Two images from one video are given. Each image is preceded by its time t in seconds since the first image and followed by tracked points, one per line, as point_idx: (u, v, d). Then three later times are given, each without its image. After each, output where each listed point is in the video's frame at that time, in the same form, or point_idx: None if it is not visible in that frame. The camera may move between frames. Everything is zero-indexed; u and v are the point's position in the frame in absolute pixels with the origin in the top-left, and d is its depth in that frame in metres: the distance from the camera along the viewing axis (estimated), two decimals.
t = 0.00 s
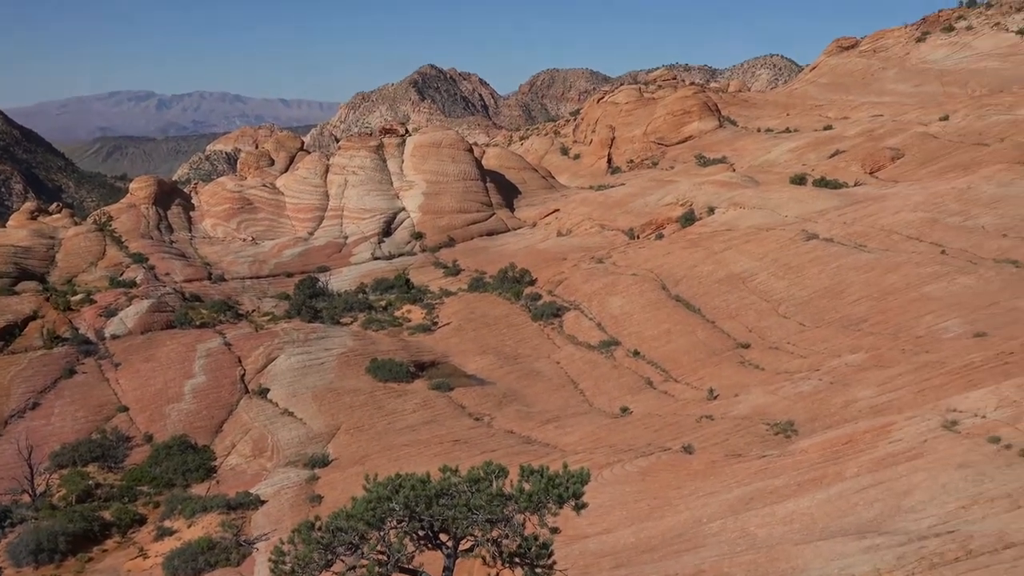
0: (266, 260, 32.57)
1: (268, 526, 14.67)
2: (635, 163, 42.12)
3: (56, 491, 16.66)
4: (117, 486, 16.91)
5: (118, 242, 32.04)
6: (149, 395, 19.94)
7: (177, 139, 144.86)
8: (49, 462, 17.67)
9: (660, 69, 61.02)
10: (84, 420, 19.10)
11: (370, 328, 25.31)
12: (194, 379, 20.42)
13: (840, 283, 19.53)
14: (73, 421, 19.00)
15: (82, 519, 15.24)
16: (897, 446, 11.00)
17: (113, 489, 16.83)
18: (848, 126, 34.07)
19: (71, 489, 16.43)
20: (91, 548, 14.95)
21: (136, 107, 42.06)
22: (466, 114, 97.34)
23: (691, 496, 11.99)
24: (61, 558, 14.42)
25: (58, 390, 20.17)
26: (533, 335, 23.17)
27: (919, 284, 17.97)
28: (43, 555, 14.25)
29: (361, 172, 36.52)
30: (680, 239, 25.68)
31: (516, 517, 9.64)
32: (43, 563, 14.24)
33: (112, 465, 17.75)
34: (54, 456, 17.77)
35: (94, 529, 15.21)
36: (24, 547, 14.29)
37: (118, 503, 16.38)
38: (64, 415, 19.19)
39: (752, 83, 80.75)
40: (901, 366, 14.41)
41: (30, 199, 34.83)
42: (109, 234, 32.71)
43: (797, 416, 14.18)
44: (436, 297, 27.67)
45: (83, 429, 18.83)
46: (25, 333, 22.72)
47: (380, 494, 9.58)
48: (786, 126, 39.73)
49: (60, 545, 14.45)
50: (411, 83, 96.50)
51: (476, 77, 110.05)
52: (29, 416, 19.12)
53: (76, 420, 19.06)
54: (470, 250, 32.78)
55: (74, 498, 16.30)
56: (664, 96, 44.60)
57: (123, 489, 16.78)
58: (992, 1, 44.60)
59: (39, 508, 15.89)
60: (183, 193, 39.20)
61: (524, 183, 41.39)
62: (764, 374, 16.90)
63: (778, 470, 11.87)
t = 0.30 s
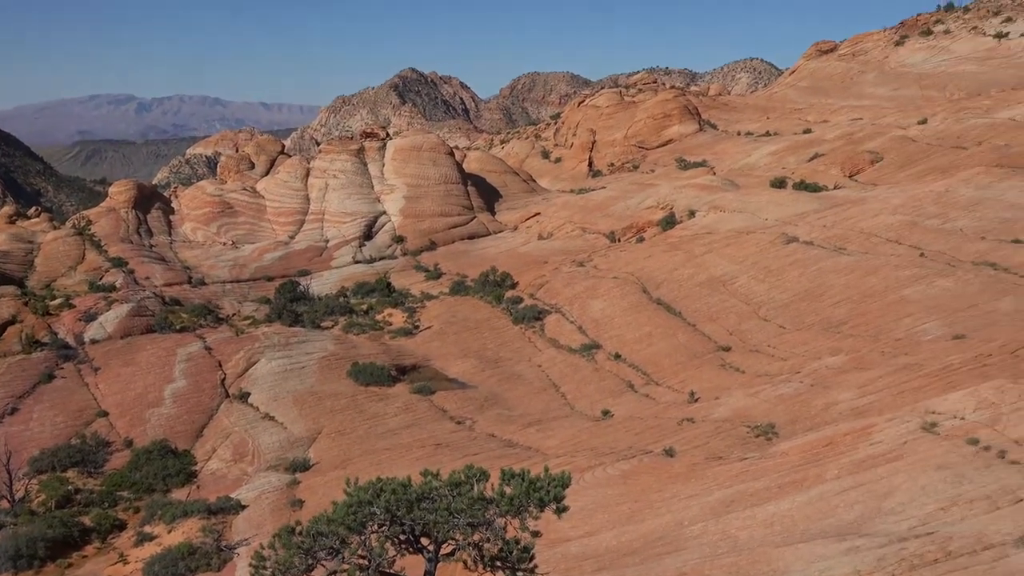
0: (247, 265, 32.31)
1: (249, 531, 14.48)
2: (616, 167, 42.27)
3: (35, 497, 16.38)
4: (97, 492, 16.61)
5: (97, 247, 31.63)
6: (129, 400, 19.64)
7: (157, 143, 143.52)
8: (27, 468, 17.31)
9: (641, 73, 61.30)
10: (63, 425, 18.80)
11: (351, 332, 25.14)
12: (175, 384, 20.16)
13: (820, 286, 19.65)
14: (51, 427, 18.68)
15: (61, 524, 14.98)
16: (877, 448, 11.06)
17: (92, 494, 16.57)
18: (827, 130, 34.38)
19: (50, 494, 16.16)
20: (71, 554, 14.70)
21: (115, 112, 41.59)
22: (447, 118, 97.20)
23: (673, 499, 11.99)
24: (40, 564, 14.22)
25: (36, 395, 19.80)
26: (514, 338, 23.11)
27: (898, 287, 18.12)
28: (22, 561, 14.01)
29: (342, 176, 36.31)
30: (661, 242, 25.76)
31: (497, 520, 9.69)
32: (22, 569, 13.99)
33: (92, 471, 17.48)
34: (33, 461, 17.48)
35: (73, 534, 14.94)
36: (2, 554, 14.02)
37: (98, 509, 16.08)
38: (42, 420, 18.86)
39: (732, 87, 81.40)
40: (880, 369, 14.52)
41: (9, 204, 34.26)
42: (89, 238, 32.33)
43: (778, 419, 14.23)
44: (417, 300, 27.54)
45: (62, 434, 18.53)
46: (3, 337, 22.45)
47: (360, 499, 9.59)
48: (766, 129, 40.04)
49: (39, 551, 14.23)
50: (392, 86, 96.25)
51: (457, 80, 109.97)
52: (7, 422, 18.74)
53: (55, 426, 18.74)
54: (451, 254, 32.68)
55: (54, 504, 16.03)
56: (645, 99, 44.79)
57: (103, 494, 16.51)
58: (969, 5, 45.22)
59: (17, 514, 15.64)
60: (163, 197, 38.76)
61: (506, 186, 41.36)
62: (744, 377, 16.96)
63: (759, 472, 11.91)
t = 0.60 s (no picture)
0: (227, 269, 32.02)
1: (229, 536, 14.27)
2: (597, 171, 42.40)
3: (13, 503, 16.04)
4: (76, 497, 16.34)
5: (76, 251, 31.22)
6: (109, 405, 19.34)
7: (136, 147, 141.92)
8: (5, 474, 16.97)
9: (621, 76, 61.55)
10: (41, 431, 18.46)
11: (332, 336, 24.95)
12: (154, 389, 19.88)
13: (799, 289, 19.79)
14: (29, 432, 18.34)
15: (40, 531, 14.74)
16: (857, 450, 11.14)
17: (71, 500, 16.27)
18: (806, 134, 34.71)
19: (28, 500, 15.84)
20: (50, 560, 14.45)
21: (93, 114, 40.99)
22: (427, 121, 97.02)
23: (654, 502, 11.98)
24: (19, 570, 13.93)
25: (14, 400, 19.42)
26: (495, 342, 23.05)
27: (877, 290, 18.29)
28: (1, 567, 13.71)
29: (323, 179, 36.08)
30: (641, 246, 25.83)
31: (477, 525, 9.77)
32: None
33: (71, 476, 17.18)
34: (11, 467, 17.12)
35: (52, 540, 14.70)
36: None
37: (77, 515, 15.82)
38: (20, 425, 18.51)
39: (712, 91, 82.02)
40: (859, 371, 14.62)
41: None
42: (67, 242, 31.90)
43: (759, 422, 14.29)
44: (398, 304, 27.40)
45: (40, 440, 18.18)
46: None
47: (341, 503, 9.57)
48: (746, 133, 40.35)
49: (18, 557, 13.97)
50: (372, 90, 95.91)
51: (438, 84, 109.80)
52: None
53: (33, 431, 18.40)
54: (432, 258, 32.56)
55: (32, 510, 15.70)
56: (625, 103, 44.94)
57: (82, 500, 16.23)
58: (945, 10, 45.78)
59: None
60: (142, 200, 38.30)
61: (486, 190, 41.30)
62: (725, 380, 17.02)
63: (739, 475, 11.94)
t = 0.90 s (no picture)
0: (207, 273, 31.71)
1: (209, 542, 14.08)
2: (577, 174, 42.52)
3: None
4: (54, 503, 16.10)
5: (54, 255, 30.95)
6: (88, 410, 19.04)
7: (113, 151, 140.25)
8: None
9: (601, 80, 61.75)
10: (18, 436, 18.12)
11: (312, 340, 24.73)
12: (134, 394, 19.59)
13: (779, 293, 19.91)
14: (7, 438, 18.00)
15: (17, 537, 14.53)
16: (836, 453, 11.20)
17: (50, 506, 16.02)
18: (785, 138, 35.03)
19: (6, 507, 15.57)
20: (27, 567, 14.27)
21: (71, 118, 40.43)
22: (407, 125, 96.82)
23: (634, 506, 11.97)
24: None
25: None
26: (476, 346, 22.96)
27: (856, 293, 18.45)
28: None
29: (303, 183, 35.83)
30: (622, 249, 25.89)
31: (458, 529, 9.75)
32: None
33: (50, 482, 16.94)
34: None
35: (30, 547, 14.50)
36: None
37: (55, 521, 15.59)
38: None
39: (691, 95, 82.62)
40: (838, 374, 14.72)
41: None
42: (46, 247, 31.56)
43: (739, 425, 14.33)
44: (378, 308, 27.25)
45: (17, 446, 17.86)
46: None
47: (321, 508, 9.53)
48: (725, 137, 40.66)
49: None
50: (352, 94, 95.50)
51: (418, 88, 109.59)
52: None
53: (10, 437, 18.05)
54: (413, 261, 32.42)
55: (10, 516, 15.45)
56: (605, 107, 45.09)
57: (60, 505, 15.98)
58: (923, 15, 46.24)
59: None
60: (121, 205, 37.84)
61: (467, 194, 41.23)
62: (705, 383, 17.06)
63: (719, 477, 11.97)
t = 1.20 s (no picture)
0: (186, 277, 31.36)
1: (188, 547, 13.86)
2: (557, 178, 42.61)
3: None
4: (32, 509, 15.78)
5: (31, 260, 30.62)
6: (65, 415, 18.72)
7: (91, 154, 138.44)
8: None
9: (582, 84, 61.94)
10: None
11: (291, 345, 24.50)
12: (112, 399, 19.29)
13: (758, 296, 20.02)
14: None
15: None
16: (815, 455, 11.26)
17: (27, 512, 15.71)
18: (764, 141, 35.31)
19: None
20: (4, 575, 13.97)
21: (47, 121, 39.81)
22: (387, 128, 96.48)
23: (615, 509, 11.95)
24: None
25: None
26: (457, 350, 22.86)
27: (835, 296, 18.61)
28: None
29: (282, 187, 35.55)
30: (602, 253, 25.94)
31: (438, 534, 9.71)
32: None
33: (27, 488, 16.60)
34: None
35: (6, 554, 14.20)
36: None
37: (33, 527, 15.27)
38: None
39: (670, 99, 83.15)
40: (817, 377, 14.81)
41: None
42: (22, 251, 31.19)
43: (719, 428, 14.37)
44: (358, 312, 27.06)
45: None
46: None
47: (300, 513, 9.46)
48: (704, 140, 40.93)
49: None
50: (331, 97, 95.00)
51: (398, 91, 109.24)
52: None
53: None
54: (393, 265, 32.24)
55: None
56: (585, 111, 45.21)
57: (38, 511, 15.66)
58: (900, 19, 46.72)
59: None
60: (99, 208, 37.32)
61: (447, 197, 41.11)
62: (685, 387, 17.09)
63: (699, 480, 11.99)
